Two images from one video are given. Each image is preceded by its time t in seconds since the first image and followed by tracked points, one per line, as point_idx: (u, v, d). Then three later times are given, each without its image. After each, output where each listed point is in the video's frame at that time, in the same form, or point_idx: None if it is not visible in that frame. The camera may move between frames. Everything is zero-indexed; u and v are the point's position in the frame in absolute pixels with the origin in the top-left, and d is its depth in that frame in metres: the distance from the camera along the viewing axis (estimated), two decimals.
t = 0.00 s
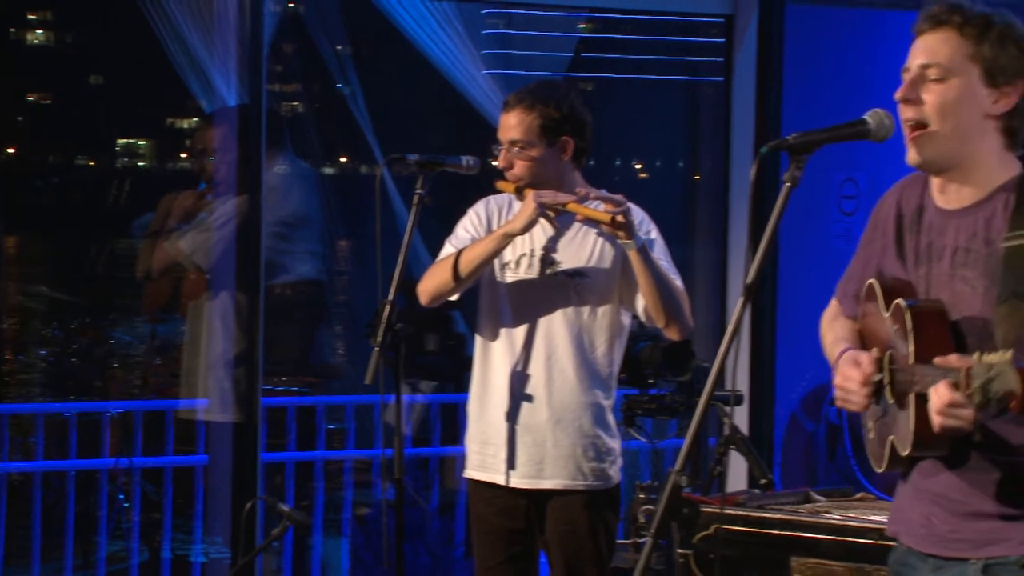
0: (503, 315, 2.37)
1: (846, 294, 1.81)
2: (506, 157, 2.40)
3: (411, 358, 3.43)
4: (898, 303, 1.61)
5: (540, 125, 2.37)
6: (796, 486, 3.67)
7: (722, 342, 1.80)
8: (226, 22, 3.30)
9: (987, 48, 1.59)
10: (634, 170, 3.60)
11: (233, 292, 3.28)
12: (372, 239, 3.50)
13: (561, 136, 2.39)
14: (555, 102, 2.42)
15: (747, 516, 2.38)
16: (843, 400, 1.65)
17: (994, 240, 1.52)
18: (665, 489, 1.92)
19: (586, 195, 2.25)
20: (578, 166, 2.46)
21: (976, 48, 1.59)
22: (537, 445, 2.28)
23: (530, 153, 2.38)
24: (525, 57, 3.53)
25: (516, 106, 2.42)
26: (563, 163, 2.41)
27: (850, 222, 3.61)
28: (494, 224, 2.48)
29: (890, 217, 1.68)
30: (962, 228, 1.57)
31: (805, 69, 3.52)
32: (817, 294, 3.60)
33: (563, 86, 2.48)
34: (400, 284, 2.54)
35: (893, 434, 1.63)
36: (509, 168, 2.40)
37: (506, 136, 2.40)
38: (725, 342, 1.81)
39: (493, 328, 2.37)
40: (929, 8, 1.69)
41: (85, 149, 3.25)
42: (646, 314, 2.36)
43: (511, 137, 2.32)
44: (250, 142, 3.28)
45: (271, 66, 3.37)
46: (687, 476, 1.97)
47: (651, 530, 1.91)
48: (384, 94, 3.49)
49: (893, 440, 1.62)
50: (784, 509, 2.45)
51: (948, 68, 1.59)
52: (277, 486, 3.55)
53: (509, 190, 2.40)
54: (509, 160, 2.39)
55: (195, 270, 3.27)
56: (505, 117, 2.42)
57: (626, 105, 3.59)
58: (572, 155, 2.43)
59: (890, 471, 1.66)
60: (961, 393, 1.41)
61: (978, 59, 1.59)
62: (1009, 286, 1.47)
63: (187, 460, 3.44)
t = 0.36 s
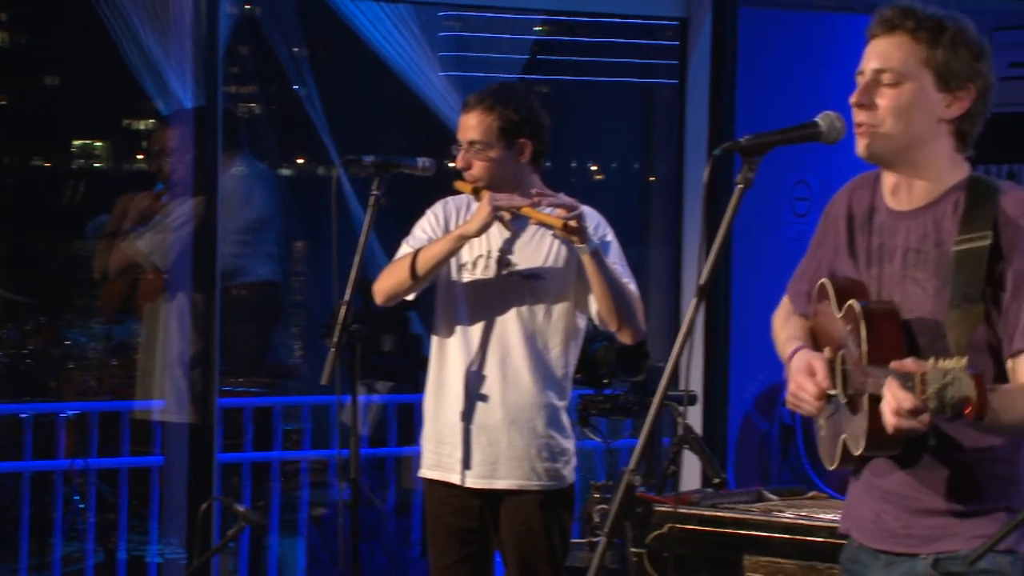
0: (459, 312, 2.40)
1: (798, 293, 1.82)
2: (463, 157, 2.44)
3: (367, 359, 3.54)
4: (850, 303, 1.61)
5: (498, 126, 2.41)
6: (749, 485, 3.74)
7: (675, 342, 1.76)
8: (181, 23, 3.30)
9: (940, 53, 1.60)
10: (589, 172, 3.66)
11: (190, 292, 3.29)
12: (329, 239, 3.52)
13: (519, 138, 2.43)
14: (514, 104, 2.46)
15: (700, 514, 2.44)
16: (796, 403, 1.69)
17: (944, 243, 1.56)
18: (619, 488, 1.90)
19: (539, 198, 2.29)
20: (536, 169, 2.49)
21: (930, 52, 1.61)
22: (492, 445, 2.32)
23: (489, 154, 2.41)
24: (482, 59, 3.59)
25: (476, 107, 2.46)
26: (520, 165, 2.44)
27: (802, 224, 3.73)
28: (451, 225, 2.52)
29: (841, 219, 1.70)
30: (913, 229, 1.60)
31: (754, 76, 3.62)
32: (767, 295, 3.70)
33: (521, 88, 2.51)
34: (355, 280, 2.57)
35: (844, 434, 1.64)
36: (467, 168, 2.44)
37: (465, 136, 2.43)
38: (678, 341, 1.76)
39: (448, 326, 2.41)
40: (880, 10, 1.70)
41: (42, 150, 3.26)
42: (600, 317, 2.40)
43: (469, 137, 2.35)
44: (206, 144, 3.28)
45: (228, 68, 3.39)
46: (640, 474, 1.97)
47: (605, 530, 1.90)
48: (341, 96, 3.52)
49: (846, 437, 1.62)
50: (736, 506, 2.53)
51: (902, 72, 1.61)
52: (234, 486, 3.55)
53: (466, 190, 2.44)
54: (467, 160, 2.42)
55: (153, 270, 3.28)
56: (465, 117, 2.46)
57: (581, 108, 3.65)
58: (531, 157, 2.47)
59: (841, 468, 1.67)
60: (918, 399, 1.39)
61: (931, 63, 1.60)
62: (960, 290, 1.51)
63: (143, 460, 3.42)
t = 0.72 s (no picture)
0: (416, 317, 2.45)
1: (744, 287, 1.88)
2: (416, 161, 2.49)
3: (323, 359, 3.58)
4: (800, 294, 1.67)
5: (449, 129, 2.46)
6: (703, 484, 3.82)
7: (629, 341, 1.80)
8: (136, 24, 3.33)
9: (881, 46, 1.67)
10: (544, 173, 3.72)
11: (146, 298, 3.32)
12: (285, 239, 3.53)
13: (470, 140, 2.47)
14: (465, 106, 2.51)
15: (653, 514, 2.51)
16: (748, 393, 1.74)
17: (891, 234, 1.62)
18: (573, 487, 1.96)
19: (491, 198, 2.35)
20: (490, 168, 2.53)
21: (871, 46, 1.67)
22: (448, 445, 2.37)
23: (440, 156, 2.46)
24: (436, 62, 3.64)
25: (428, 109, 2.50)
26: (473, 166, 2.49)
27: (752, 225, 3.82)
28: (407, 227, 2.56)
29: (788, 211, 1.76)
30: (861, 222, 1.66)
31: (706, 81, 3.72)
32: (716, 294, 3.79)
33: (474, 92, 2.57)
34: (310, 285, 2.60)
35: (794, 424, 1.70)
36: (421, 171, 2.49)
37: (417, 140, 2.48)
38: (632, 341, 1.81)
39: (406, 329, 2.45)
40: (819, 7, 1.76)
41: None
42: (555, 316, 2.46)
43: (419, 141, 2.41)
44: (162, 148, 3.31)
45: (185, 69, 3.42)
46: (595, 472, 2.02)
47: (559, 531, 1.96)
48: (296, 98, 3.55)
49: (796, 428, 1.68)
50: (690, 505, 2.60)
51: (845, 67, 1.67)
52: (189, 487, 3.57)
53: (421, 194, 2.50)
54: (420, 164, 2.48)
55: (111, 274, 3.29)
56: (417, 120, 2.51)
57: (536, 110, 3.71)
58: (483, 158, 2.51)
59: (792, 460, 1.73)
60: (876, 381, 1.45)
61: (873, 56, 1.67)
62: (911, 279, 1.58)
63: (99, 461, 3.41)
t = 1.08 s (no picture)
0: (380, 320, 2.51)
1: (705, 289, 1.96)
2: (375, 166, 2.55)
3: (286, 359, 3.62)
4: (757, 298, 1.76)
5: (405, 134, 2.52)
6: (662, 482, 3.94)
7: (588, 341, 1.87)
8: (99, 27, 3.34)
9: (838, 55, 1.73)
10: (506, 176, 3.80)
11: (109, 305, 3.34)
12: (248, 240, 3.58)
13: (427, 144, 2.54)
14: (421, 111, 2.56)
15: (613, 512, 2.58)
16: (708, 390, 1.80)
17: (847, 237, 1.70)
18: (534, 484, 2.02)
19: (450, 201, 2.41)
20: (448, 171, 2.60)
21: (827, 55, 1.74)
22: (412, 445, 2.43)
23: (397, 162, 2.53)
24: (399, 65, 3.70)
25: (384, 116, 2.56)
26: (431, 170, 2.55)
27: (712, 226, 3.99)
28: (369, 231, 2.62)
29: (746, 216, 1.84)
30: (818, 224, 1.73)
31: (663, 81, 3.96)
32: (677, 293, 3.91)
33: (430, 96, 2.62)
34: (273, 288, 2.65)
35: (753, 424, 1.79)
36: (380, 176, 2.56)
37: (375, 146, 2.55)
38: (592, 339, 1.88)
39: (369, 331, 2.51)
40: (779, 13, 1.82)
41: None
42: (518, 315, 2.52)
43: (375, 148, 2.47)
44: (125, 155, 3.34)
45: (147, 72, 3.44)
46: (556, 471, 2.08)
47: (518, 529, 2.03)
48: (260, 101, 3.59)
49: (754, 428, 1.78)
50: (649, 504, 2.67)
51: (802, 76, 1.73)
52: (151, 487, 3.60)
53: (382, 199, 2.56)
54: (378, 170, 2.55)
55: (77, 277, 3.32)
56: (373, 126, 2.56)
57: (496, 114, 3.79)
58: (440, 162, 2.57)
59: (751, 459, 1.82)
60: (826, 386, 1.52)
61: (829, 66, 1.73)
62: (864, 284, 1.65)
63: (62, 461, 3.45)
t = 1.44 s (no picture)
0: (347, 320, 2.57)
1: (667, 284, 2.03)
2: (347, 170, 2.61)
3: (254, 359, 3.66)
4: (719, 294, 1.80)
5: (377, 140, 2.58)
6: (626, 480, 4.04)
7: (554, 339, 1.92)
8: (67, 29, 3.37)
9: (798, 50, 1.81)
10: (473, 177, 3.90)
11: (78, 304, 3.35)
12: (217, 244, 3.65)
13: (399, 150, 2.60)
14: (392, 116, 2.62)
15: (577, 509, 2.66)
16: (667, 379, 1.86)
17: (807, 235, 1.76)
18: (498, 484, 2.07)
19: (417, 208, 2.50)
20: (420, 175, 2.66)
21: (788, 51, 1.81)
22: (378, 445, 2.49)
23: (369, 167, 2.60)
24: (367, 68, 3.75)
25: (356, 120, 2.61)
26: (403, 175, 2.62)
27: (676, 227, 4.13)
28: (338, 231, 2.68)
29: (709, 212, 1.91)
30: (779, 222, 1.80)
31: (629, 84, 4.08)
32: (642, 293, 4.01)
33: (401, 99, 2.68)
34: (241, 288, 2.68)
35: (713, 417, 1.86)
36: (351, 181, 2.62)
37: (347, 151, 2.61)
38: (557, 338, 1.93)
39: (336, 329, 2.57)
40: (739, 11, 1.89)
41: None
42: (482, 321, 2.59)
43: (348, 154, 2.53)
44: (94, 158, 3.34)
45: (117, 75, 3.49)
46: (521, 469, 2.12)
47: (485, 527, 2.07)
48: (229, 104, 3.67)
49: (715, 420, 1.85)
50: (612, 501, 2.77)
51: (764, 71, 1.80)
52: (121, 487, 3.63)
53: (352, 202, 2.60)
54: (350, 174, 2.61)
55: (47, 275, 3.35)
56: (346, 131, 2.62)
57: (463, 117, 3.87)
58: (412, 167, 2.64)
59: (712, 452, 1.89)
60: (788, 382, 1.58)
61: (790, 61, 1.81)
62: (825, 281, 1.72)
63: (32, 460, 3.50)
